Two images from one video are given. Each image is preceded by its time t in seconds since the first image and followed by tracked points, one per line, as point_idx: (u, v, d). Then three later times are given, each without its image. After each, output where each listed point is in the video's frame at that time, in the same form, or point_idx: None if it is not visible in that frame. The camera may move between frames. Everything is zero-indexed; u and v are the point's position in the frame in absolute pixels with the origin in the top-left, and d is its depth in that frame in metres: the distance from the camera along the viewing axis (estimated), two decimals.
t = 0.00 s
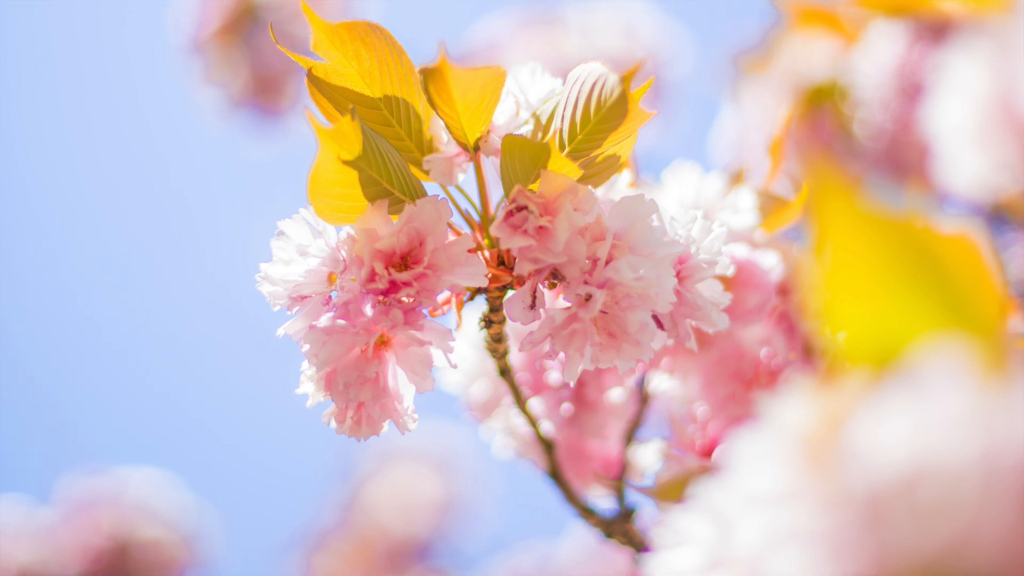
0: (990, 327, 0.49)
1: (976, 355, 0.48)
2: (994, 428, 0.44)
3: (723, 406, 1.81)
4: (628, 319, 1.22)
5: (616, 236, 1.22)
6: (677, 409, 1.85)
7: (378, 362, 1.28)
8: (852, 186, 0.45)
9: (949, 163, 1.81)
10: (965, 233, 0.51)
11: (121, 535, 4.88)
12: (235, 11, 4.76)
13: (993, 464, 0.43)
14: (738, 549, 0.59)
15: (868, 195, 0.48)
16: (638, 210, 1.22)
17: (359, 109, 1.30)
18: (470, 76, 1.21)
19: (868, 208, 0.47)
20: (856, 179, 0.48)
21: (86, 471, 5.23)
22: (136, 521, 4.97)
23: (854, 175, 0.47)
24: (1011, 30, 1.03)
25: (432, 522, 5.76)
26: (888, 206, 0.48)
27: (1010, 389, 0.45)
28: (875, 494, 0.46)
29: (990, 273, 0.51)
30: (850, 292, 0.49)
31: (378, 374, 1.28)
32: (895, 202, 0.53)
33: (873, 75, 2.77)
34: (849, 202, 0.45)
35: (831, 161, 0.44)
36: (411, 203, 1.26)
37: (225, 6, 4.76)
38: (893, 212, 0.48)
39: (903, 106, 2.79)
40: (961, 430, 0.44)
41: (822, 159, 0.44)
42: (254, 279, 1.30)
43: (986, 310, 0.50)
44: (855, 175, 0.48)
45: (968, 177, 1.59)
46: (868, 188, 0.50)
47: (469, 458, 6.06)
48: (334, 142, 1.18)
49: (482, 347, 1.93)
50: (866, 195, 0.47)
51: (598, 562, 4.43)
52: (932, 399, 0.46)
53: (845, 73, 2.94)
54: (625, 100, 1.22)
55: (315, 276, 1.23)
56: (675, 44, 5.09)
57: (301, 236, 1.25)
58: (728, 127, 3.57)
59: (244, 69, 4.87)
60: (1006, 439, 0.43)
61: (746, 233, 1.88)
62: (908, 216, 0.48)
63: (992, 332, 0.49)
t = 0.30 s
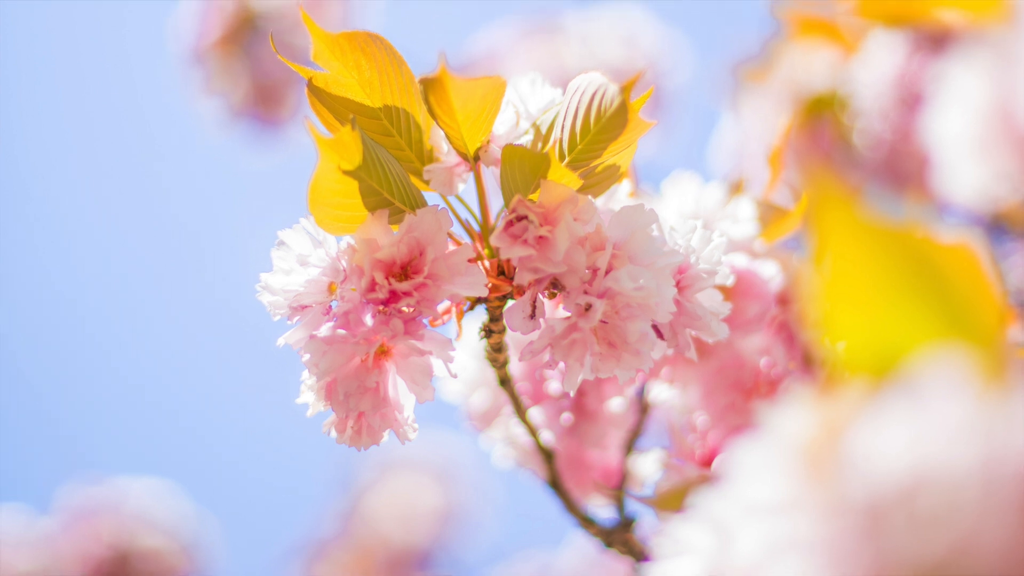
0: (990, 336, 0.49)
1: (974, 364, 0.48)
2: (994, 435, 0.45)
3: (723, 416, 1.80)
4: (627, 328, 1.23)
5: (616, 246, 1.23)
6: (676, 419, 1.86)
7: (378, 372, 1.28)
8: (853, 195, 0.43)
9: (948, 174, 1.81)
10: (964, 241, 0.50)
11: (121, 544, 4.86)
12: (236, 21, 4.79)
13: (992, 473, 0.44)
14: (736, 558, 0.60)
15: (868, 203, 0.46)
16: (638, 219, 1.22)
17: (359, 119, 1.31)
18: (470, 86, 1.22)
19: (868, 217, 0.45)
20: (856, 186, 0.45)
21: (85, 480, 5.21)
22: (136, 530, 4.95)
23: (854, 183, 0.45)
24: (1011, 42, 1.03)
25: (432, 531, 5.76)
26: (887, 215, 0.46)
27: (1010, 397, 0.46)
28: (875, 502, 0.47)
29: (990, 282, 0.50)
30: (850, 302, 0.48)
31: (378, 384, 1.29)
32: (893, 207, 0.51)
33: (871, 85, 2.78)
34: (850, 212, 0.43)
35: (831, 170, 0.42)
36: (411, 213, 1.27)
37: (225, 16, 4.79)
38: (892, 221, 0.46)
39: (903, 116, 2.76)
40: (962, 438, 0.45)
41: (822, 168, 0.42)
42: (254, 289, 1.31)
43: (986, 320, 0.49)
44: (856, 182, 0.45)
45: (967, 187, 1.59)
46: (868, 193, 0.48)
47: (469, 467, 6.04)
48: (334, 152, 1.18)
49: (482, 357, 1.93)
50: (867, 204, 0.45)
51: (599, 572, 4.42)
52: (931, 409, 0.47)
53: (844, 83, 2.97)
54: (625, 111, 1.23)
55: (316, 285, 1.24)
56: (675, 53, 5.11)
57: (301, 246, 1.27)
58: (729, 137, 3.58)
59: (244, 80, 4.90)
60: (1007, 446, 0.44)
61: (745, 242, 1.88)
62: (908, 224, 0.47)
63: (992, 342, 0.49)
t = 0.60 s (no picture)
0: (987, 346, 0.50)
1: (974, 373, 0.49)
2: (994, 444, 0.45)
3: (723, 425, 1.81)
4: (627, 338, 1.23)
5: (616, 256, 1.23)
6: (676, 428, 1.86)
7: (378, 382, 1.29)
8: (851, 206, 0.44)
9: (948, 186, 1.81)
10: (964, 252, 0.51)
11: (121, 555, 4.83)
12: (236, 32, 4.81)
13: (991, 482, 0.44)
14: (738, 567, 0.60)
15: (867, 214, 0.47)
16: (638, 229, 1.23)
17: (359, 129, 1.33)
18: (470, 96, 1.23)
19: (867, 228, 0.46)
20: (855, 197, 0.46)
21: (85, 490, 5.19)
22: (137, 540, 4.92)
23: (854, 193, 0.46)
24: (1011, 50, 1.03)
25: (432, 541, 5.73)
26: (886, 225, 0.47)
27: (1009, 406, 0.47)
28: (874, 512, 0.47)
29: (988, 292, 0.51)
30: (851, 312, 0.49)
31: (379, 394, 1.29)
32: (893, 220, 0.52)
33: (871, 94, 2.77)
34: (849, 222, 0.44)
35: (829, 181, 0.43)
36: (411, 223, 1.28)
37: (225, 26, 4.81)
38: (891, 231, 0.47)
39: (902, 126, 2.76)
40: (961, 447, 0.45)
41: (821, 180, 0.43)
42: (255, 299, 1.31)
43: (985, 329, 0.50)
44: (855, 194, 0.46)
45: (966, 198, 1.60)
46: (867, 204, 0.49)
47: (469, 477, 6.02)
48: (334, 162, 1.20)
49: (482, 367, 1.93)
50: (866, 214, 0.46)
51: None
52: (931, 418, 0.47)
53: (844, 93, 2.98)
54: (625, 121, 1.24)
55: (315, 295, 1.24)
56: (674, 63, 5.15)
57: (301, 255, 1.28)
58: (728, 147, 3.60)
59: (244, 90, 4.92)
60: (1007, 455, 0.44)
61: (744, 253, 1.88)
62: (907, 235, 0.48)
63: (991, 351, 0.50)
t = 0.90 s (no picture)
0: (987, 355, 0.50)
1: (974, 382, 0.49)
2: (994, 454, 0.45)
3: (723, 435, 1.82)
4: (627, 348, 1.24)
5: (616, 266, 1.24)
6: (676, 438, 1.86)
7: (378, 392, 1.29)
8: (850, 216, 0.45)
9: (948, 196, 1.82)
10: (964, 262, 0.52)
11: (122, 564, 4.82)
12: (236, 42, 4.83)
13: (991, 493, 0.44)
14: None
15: (866, 224, 0.48)
16: (637, 239, 1.23)
17: (359, 139, 1.33)
18: (470, 106, 1.24)
19: (866, 238, 0.46)
20: (854, 207, 0.47)
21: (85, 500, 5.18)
22: (138, 550, 4.91)
23: (852, 204, 0.47)
24: (1011, 61, 1.04)
25: (432, 551, 5.67)
26: (885, 235, 0.48)
27: (1008, 416, 0.47)
28: (873, 521, 0.48)
29: (988, 303, 0.52)
30: (850, 322, 0.50)
31: (379, 404, 1.30)
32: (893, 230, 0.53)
33: (871, 104, 2.77)
34: (847, 232, 0.45)
35: (829, 191, 0.44)
36: (411, 233, 1.28)
37: (226, 36, 4.82)
38: (890, 241, 0.48)
39: (902, 137, 2.77)
40: (960, 457, 0.46)
41: (821, 189, 0.44)
42: (255, 309, 1.32)
43: (984, 339, 0.51)
44: (854, 204, 0.47)
45: (966, 207, 1.60)
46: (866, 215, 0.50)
47: (470, 486, 6.00)
48: (334, 172, 1.21)
49: (482, 376, 1.93)
50: (865, 224, 0.46)
51: None
52: (931, 428, 0.48)
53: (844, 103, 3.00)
54: (624, 130, 1.24)
55: (316, 305, 1.25)
56: (674, 74, 5.19)
57: (301, 265, 1.28)
58: (729, 157, 3.62)
59: (245, 100, 4.94)
60: (1006, 466, 0.45)
61: (744, 262, 1.89)
62: (907, 245, 0.48)
63: (991, 361, 0.50)
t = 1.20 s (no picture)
0: (987, 364, 0.49)
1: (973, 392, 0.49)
2: (993, 464, 0.47)
3: (723, 444, 1.83)
4: (627, 358, 1.24)
5: (616, 275, 1.25)
6: (676, 447, 1.86)
7: (379, 401, 1.29)
8: (850, 225, 0.44)
9: (948, 207, 1.83)
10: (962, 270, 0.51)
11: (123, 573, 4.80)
12: (236, 52, 4.85)
13: (991, 502, 0.45)
14: None
15: (867, 232, 0.46)
16: (637, 249, 1.24)
17: (359, 149, 1.34)
18: (470, 116, 1.25)
19: (867, 247, 0.45)
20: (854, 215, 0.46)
21: (84, 509, 5.16)
22: (138, 559, 4.89)
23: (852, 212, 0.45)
24: (1011, 71, 1.05)
25: (432, 560, 5.72)
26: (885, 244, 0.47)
27: (1007, 425, 0.48)
28: (873, 530, 0.48)
29: (988, 311, 0.51)
30: (850, 332, 0.48)
31: (379, 413, 1.30)
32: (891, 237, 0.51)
33: (870, 114, 2.76)
34: (848, 241, 0.44)
35: (828, 200, 0.43)
36: (411, 242, 1.29)
37: (226, 46, 4.84)
38: (891, 249, 0.46)
39: (901, 146, 2.75)
40: (960, 467, 0.47)
41: (820, 198, 0.43)
42: (255, 319, 1.32)
43: (984, 348, 0.50)
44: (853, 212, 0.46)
45: (964, 216, 1.61)
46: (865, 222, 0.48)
47: (470, 495, 5.98)
48: (334, 182, 1.22)
49: (482, 386, 1.94)
50: (865, 233, 0.45)
51: None
52: (930, 437, 0.48)
53: (843, 113, 3.02)
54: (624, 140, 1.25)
55: (316, 314, 1.25)
56: (674, 84, 5.22)
57: (302, 275, 1.28)
58: (728, 166, 3.63)
59: (245, 110, 4.96)
60: (1005, 475, 0.46)
61: (744, 272, 1.89)
62: (907, 254, 0.47)
63: (990, 370, 0.50)
